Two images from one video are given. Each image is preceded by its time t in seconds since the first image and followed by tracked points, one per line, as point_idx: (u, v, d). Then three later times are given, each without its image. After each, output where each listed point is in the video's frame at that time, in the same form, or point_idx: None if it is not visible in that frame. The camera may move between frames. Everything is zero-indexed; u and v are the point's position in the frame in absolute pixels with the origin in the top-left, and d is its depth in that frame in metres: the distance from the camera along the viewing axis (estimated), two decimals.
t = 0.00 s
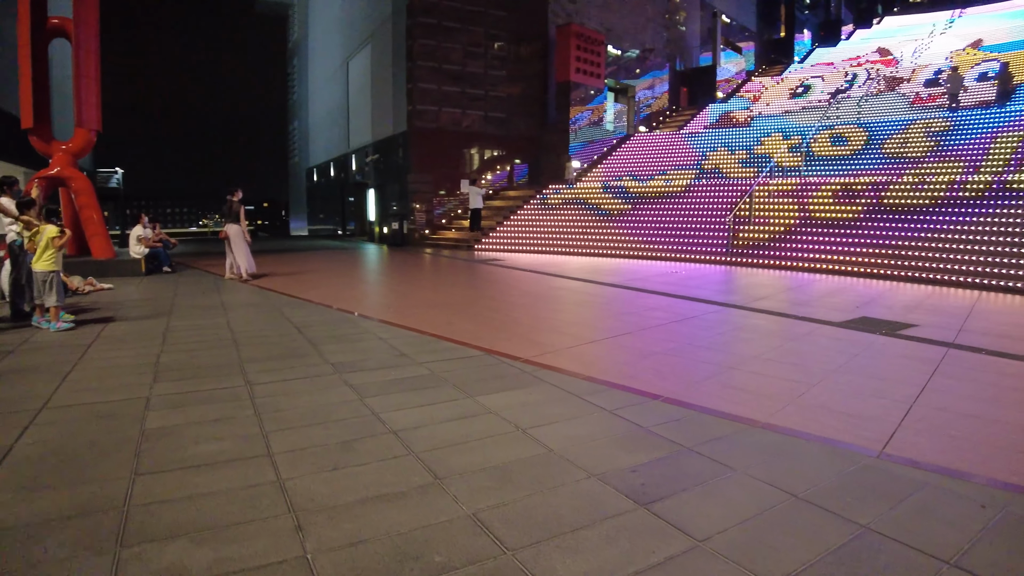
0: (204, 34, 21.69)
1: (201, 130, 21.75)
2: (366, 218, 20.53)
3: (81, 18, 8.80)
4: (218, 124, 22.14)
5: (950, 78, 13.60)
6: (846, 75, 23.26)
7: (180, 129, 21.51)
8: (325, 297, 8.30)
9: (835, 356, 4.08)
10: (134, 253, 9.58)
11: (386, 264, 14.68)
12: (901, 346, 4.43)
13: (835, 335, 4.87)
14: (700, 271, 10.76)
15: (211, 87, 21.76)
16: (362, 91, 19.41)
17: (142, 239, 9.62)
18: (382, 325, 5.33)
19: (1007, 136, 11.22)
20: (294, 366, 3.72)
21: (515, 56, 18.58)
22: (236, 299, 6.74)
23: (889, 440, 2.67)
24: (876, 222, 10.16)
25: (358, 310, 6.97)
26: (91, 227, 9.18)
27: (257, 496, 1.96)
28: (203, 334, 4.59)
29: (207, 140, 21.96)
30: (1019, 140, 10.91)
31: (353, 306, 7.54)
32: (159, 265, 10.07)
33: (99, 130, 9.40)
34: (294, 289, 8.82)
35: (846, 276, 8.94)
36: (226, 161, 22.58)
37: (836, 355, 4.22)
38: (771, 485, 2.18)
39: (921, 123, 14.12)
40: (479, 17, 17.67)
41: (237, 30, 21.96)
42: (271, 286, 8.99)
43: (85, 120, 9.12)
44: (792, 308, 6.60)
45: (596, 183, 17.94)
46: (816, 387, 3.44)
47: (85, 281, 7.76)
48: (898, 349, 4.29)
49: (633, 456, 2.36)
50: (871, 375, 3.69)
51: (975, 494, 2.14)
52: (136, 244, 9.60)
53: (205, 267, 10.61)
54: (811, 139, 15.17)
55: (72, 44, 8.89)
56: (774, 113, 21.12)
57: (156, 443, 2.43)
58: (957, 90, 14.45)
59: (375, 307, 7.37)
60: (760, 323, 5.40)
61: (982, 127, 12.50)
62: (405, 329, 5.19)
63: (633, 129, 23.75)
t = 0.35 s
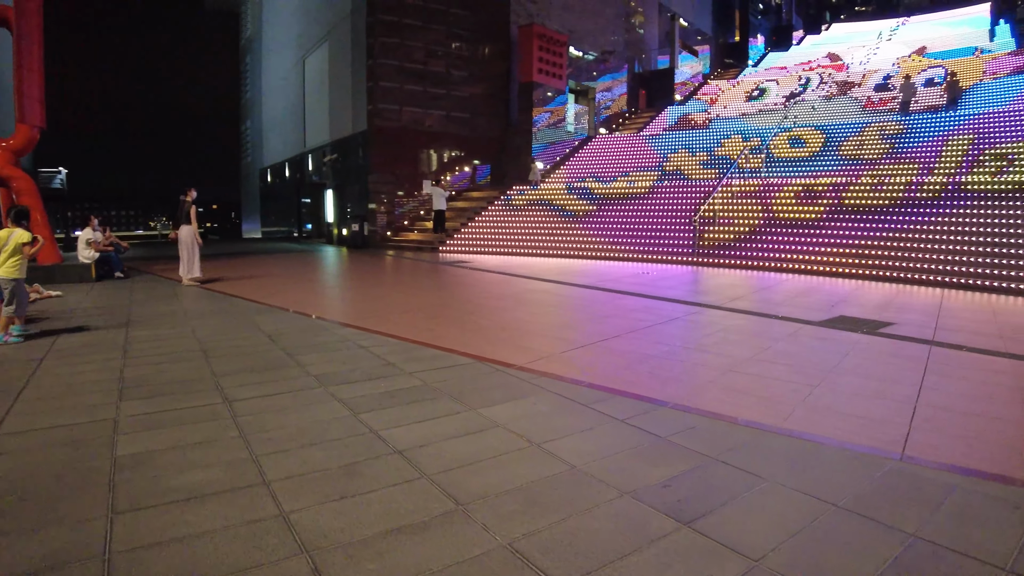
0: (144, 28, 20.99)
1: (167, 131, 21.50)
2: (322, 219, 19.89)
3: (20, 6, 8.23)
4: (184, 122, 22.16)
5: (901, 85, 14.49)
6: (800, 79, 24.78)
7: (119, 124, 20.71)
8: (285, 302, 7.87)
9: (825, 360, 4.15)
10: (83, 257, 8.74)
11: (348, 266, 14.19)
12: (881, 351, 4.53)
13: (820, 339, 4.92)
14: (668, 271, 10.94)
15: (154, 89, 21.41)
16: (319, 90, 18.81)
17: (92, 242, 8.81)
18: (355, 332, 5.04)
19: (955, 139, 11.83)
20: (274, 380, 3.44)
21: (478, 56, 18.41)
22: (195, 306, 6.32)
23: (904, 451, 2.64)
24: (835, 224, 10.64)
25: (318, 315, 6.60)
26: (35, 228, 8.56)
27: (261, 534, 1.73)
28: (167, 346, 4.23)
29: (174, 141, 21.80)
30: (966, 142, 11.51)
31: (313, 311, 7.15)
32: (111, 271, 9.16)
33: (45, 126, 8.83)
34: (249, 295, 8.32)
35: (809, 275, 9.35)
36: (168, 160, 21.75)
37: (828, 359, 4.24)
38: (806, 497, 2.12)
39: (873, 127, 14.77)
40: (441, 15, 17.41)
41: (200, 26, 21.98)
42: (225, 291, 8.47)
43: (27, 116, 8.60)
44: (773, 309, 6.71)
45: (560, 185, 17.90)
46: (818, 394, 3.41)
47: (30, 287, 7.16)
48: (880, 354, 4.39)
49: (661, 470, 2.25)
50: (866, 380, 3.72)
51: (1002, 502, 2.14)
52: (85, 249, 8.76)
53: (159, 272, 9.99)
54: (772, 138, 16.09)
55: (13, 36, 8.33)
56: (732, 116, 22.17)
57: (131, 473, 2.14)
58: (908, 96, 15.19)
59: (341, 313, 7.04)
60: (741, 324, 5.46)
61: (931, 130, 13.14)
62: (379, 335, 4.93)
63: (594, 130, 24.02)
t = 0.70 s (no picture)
0: (116, 28, 20.12)
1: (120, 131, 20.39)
2: (289, 224, 19.32)
3: None
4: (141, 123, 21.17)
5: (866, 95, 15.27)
6: (765, 85, 25.80)
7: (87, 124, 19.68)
8: (258, 312, 7.51)
9: (826, 371, 4.20)
10: (43, 266, 8.26)
11: (319, 272, 13.82)
12: (876, 360, 4.62)
13: (808, 347, 5.02)
14: (648, 275, 11.07)
15: (129, 89, 20.58)
16: (286, 91, 18.27)
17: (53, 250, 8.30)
18: (342, 344, 4.80)
19: (915, 148, 12.45)
20: (271, 401, 3.21)
21: (450, 59, 18.22)
22: (164, 319, 5.95)
23: (930, 466, 2.66)
24: (806, 230, 11.10)
25: (293, 326, 6.23)
26: None
27: None
28: (145, 365, 3.93)
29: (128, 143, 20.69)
30: (927, 151, 12.12)
31: (289, 321, 6.81)
32: (74, 280, 8.65)
33: None
34: (218, 305, 7.89)
35: (784, 280, 9.74)
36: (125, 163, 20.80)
37: (823, 369, 4.30)
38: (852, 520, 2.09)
39: (838, 135, 15.39)
40: (412, 17, 17.14)
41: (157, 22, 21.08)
42: (193, 301, 8.03)
43: None
44: (754, 314, 6.89)
45: (534, 189, 17.79)
46: (831, 410, 3.40)
47: None
48: (875, 364, 4.47)
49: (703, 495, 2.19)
50: (870, 393, 3.75)
51: None
52: (46, 256, 8.26)
53: (123, 281, 9.46)
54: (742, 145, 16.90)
55: None
56: (701, 120, 22.78)
57: (130, 517, 1.92)
58: (870, 106, 16.16)
59: (320, 322, 6.74)
60: (735, 331, 5.49)
61: (893, 139, 13.76)
62: (367, 347, 4.72)
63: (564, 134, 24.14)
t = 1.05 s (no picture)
0: (95, 24, 19.31)
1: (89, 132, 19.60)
2: (268, 227, 18.88)
3: None
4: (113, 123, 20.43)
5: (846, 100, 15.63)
6: (743, 89, 26.33)
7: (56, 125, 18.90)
8: (245, 320, 7.20)
9: (838, 377, 4.23)
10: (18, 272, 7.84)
11: (302, 277, 13.49)
12: (883, 365, 4.66)
13: (816, 352, 5.02)
14: (639, 278, 11.09)
15: (109, 88, 19.86)
16: (265, 92, 17.86)
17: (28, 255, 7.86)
18: (345, 353, 4.61)
19: (896, 152, 12.75)
20: (285, 417, 3.02)
21: (434, 60, 18.04)
22: (150, 328, 5.68)
23: (967, 475, 2.65)
24: (794, 233, 11.28)
25: (277, 332, 5.91)
26: None
27: None
28: (141, 380, 3.70)
29: (98, 143, 19.92)
30: (908, 155, 12.41)
31: (280, 329, 6.54)
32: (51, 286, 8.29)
33: None
34: (198, 312, 7.51)
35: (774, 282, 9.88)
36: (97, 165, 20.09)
37: (837, 376, 4.28)
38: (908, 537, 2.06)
39: (820, 139, 15.69)
40: (395, 17, 16.93)
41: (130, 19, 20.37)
42: (176, 308, 7.69)
43: None
44: (753, 318, 6.93)
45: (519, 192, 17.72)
46: (859, 422, 3.35)
47: None
48: (885, 369, 4.51)
49: (758, 515, 2.13)
50: (891, 402, 3.72)
51: None
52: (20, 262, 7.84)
53: (102, 287, 9.07)
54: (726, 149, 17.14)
55: None
56: (682, 124, 23.08)
57: (162, 553, 1.77)
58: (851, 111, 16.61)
59: (310, 329, 6.50)
60: (739, 337, 5.49)
61: (873, 143, 14.07)
62: (371, 356, 4.53)
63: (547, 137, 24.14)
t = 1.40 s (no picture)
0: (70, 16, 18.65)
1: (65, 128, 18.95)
2: (252, 225, 18.43)
3: None
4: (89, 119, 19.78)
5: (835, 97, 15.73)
6: (730, 87, 26.47)
7: (30, 120, 18.22)
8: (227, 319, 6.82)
9: (863, 376, 4.12)
10: None
11: (289, 276, 13.13)
12: (903, 363, 4.58)
13: (833, 350, 4.92)
14: (636, 275, 10.99)
15: (85, 83, 19.22)
16: (249, 88, 17.41)
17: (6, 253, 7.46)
18: (347, 353, 4.34)
19: (887, 149, 12.81)
20: (299, 424, 2.81)
21: (423, 56, 17.74)
22: (137, 330, 5.37)
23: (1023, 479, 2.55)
24: (789, 230, 11.26)
25: (256, 331, 5.53)
26: None
27: None
28: (136, 387, 3.43)
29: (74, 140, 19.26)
30: (899, 152, 12.46)
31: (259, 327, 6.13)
32: (30, 286, 7.90)
33: None
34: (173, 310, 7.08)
35: (772, 280, 9.84)
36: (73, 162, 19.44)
37: (862, 375, 4.17)
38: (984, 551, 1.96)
39: (810, 137, 15.76)
40: (384, 12, 16.59)
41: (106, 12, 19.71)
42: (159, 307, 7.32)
43: None
44: (756, 315, 6.80)
45: (509, 189, 17.52)
46: (900, 424, 3.21)
47: None
48: (906, 368, 4.42)
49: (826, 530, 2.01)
50: (924, 404, 3.61)
51: None
52: None
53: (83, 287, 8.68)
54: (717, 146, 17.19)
55: None
56: (670, 121, 23.11)
57: None
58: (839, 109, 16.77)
59: (305, 330, 6.24)
60: (752, 335, 5.37)
61: (864, 141, 14.14)
62: (374, 356, 4.27)
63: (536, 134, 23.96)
